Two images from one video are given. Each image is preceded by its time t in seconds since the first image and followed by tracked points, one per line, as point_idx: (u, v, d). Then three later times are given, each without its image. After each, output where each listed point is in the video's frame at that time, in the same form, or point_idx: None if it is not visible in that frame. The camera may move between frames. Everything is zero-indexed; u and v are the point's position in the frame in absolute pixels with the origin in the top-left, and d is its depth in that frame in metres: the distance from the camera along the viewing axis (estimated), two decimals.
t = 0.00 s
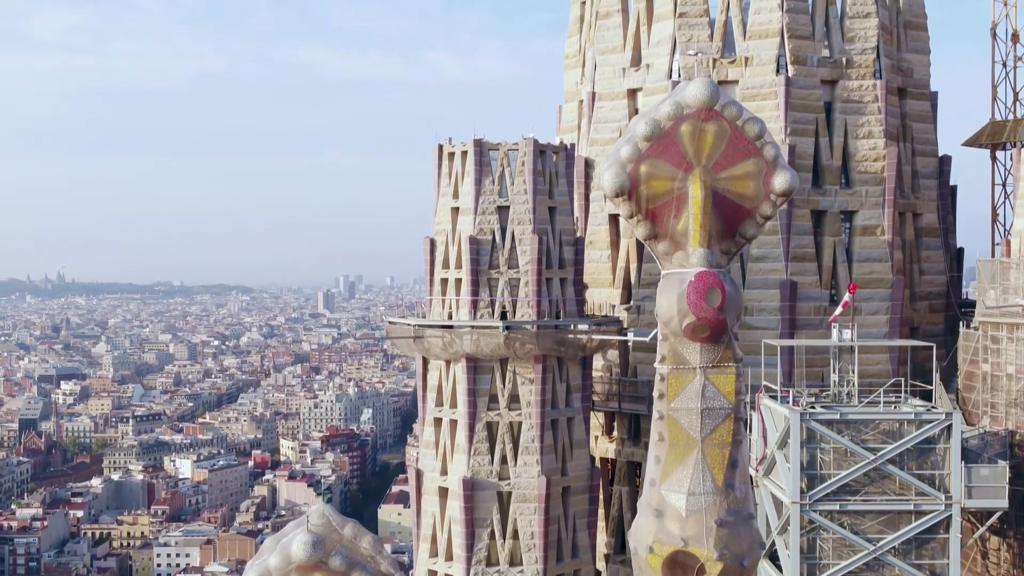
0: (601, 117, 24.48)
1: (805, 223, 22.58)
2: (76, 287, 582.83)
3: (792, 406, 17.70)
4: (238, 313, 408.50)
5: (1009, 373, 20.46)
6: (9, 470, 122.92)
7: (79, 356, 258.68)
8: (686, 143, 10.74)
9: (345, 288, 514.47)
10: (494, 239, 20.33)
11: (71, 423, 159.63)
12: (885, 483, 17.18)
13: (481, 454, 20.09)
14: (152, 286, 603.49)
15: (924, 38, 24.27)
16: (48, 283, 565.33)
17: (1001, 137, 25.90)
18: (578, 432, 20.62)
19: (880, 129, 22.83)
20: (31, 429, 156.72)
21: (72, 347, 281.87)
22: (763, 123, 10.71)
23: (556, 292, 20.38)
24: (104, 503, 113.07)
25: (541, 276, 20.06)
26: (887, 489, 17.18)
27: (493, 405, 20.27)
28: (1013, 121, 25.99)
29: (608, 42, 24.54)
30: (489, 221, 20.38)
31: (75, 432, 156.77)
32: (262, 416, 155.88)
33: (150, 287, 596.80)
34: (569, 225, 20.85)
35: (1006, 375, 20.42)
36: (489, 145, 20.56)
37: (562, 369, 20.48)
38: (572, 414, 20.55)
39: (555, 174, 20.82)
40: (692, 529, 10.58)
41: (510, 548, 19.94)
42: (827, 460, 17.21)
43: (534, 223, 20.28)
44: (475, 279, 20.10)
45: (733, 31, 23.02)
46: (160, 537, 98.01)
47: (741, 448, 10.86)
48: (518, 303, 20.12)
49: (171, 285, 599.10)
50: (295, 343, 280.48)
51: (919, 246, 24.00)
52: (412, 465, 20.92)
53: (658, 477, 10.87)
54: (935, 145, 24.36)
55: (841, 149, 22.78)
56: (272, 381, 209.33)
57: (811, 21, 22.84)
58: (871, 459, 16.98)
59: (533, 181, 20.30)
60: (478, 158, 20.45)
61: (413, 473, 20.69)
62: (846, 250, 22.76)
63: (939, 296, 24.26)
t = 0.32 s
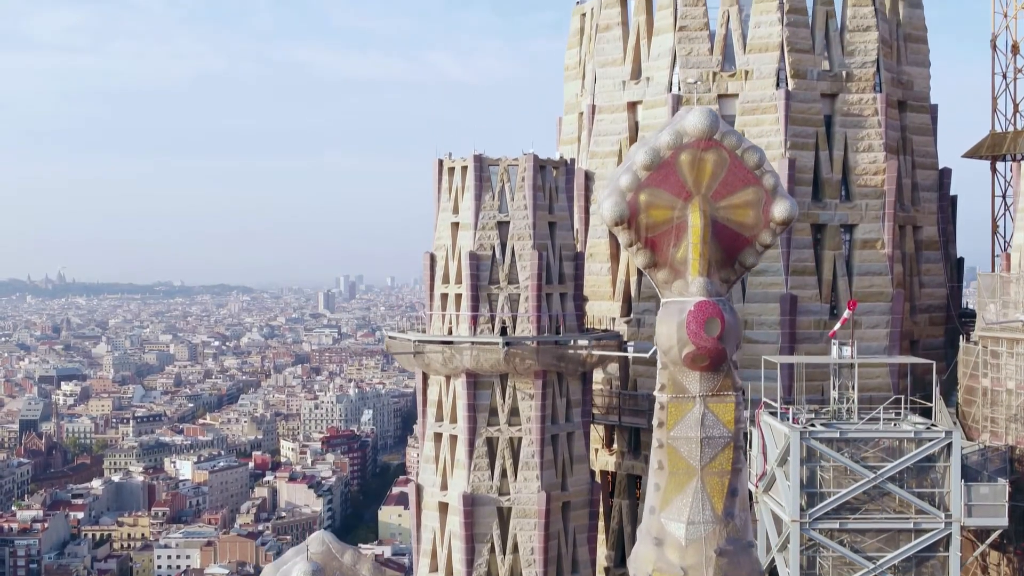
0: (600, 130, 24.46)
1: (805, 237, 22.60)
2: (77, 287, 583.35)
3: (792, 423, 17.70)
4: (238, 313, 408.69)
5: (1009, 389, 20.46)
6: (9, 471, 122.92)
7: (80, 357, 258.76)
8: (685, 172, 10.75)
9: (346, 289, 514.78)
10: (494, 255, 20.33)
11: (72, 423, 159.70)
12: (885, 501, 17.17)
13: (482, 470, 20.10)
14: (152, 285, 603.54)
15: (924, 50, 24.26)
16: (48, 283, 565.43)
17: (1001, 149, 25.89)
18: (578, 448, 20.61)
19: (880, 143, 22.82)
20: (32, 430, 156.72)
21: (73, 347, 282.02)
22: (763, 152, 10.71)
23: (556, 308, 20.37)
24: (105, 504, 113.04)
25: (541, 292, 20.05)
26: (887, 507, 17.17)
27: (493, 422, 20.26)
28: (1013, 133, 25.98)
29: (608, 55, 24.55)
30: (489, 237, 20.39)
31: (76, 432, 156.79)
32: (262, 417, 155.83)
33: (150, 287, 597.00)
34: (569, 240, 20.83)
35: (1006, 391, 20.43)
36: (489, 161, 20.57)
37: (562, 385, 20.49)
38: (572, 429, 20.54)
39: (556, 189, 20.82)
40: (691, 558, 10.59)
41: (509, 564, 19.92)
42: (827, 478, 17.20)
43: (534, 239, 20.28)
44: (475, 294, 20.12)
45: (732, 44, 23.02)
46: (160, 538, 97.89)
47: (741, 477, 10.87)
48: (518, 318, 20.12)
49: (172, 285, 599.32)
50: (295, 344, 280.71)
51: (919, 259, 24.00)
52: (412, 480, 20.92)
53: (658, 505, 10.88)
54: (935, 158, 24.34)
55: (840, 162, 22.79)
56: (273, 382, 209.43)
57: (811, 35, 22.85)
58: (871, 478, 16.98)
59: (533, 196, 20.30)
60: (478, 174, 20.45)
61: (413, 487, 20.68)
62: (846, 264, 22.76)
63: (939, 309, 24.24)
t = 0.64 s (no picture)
0: (600, 143, 24.47)
1: (805, 250, 22.57)
2: (77, 288, 583.34)
3: (792, 441, 17.69)
4: (239, 313, 408.75)
5: (1008, 405, 20.46)
6: (10, 473, 122.94)
7: (80, 357, 258.76)
8: (685, 202, 10.76)
9: (346, 290, 514.81)
10: (494, 270, 20.35)
11: (73, 425, 159.76)
12: (885, 519, 17.21)
13: (482, 486, 20.11)
14: (153, 285, 603.56)
15: (924, 63, 24.27)
16: (49, 283, 565.68)
17: (1002, 161, 25.88)
18: (578, 463, 20.61)
19: (880, 156, 22.83)
20: (33, 432, 156.73)
21: (74, 347, 282.06)
22: (763, 181, 10.73)
23: (556, 323, 20.38)
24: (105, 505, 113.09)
25: (541, 307, 20.08)
26: (887, 525, 17.21)
27: (493, 437, 20.27)
28: (1013, 145, 26.00)
29: (608, 68, 24.56)
30: (489, 252, 20.39)
31: (77, 433, 156.81)
32: (263, 418, 155.76)
33: (151, 287, 596.78)
34: (569, 255, 20.85)
35: (1006, 407, 20.42)
36: (489, 176, 20.58)
37: (562, 401, 20.52)
38: (572, 444, 20.54)
39: (555, 205, 20.82)
40: None
41: None
42: (827, 496, 17.24)
43: (534, 254, 20.31)
44: (475, 310, 20.13)
45: (733, 58, 23.02)
46: (161, 540, 97.74)
47: (741, 506, 10.87)
48: (518, 334, 20.13)
49: (172, 285, 599.25)
50: (296, 345, 280.76)
51: (919, 272, 23.99)
52: (411, 494, 20.92)
53: (658, 533, 10.87)
54: (935, 170, 24.36)
55: (841, 176, 22.79)
56: (273, 383, 209.43)
57: (811, 49, 22.87)
58: (871, 496, 16.99)
59: (533, 212, 20.33)
60: (478, 190, 20.45)
61: (413, 502, 20.68)
62: (846, 278, 22.77)
63: (939, 322, 24.24)
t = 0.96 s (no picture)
0: (600, 155, 24.47)
1: (806, 264, 22.56)
2: (78, 288, 583.16)
3: (792, 459, 17.68)
4: (239, 313, 408.70)
5: (1009, 420, 20.47)
6: (11, 474, 122.90)
7: (81, 358, 258.66)
8: (685, 230, 11.52)
9: (347, 291, 514.84)
10: (494, 285, 20.34)
11: (73, 425, 159.80)
12: (885, 537, 17.20)
13: (482, 501, 20.11)
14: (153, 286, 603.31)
15: (924, 76, 24.27)
16: (49, 283, 565.59)
17: (1002, 173, 25.87)
18: (578, 478, 20.61)
19: (880, 170, 22.84)
20: (33, 433, 156.68)
21: (74, 347, 282.00)
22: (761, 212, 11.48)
23: (556, 338, 20.39)
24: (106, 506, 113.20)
25: (541, 323, 20.07)
26: (887, 544, 17.20)
27: (493, 453, 20.28)
28: (1014, 157, 26.00)
29: (609, 81, 24.57)
30: (489, 268, 20.37)
31: (77, 434, 156.82)
32: (263, 418, 155.75)
33: (151, 287, 596.40)
34: (569, 270, 20.87)
35: (1006, 422, 20.44)
36: (489, 192, 20.59)
37: (562, 416, 20.50)
38: (572, 460, 20.55)
39: (556, 219, 20.84)
40: None
41: None
42: (827, 515, 17.24)
43: (534, 270, 20.30)
44: (475, 325, 20.14)
45: (733, 71, 23.03)
46: (161, 541, 97.67)
47: (738, 532, 11.70)
48: (518, 350, 20.14)
49: (173, 285, 598.85)
50: (297, 345, 280.68)
51: (919, 285, 24.00)
52: (411, 509, 20.93)
53: (659, 559, 11.69)
54: (935, 184, 24.35)
55: (840, 191, 22.80)
56: (274, 383, 209.28)
57: (811, 62, 22.87)
58: (871, 515, 16.98)
59: (533, 228, 20.34)
60: (478, 206, 20.46)
61: (413, 517, 20.68)
62: (846, 292, 22.77)
63: (939, 335, 24.23)
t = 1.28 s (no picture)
0: (601, 169, 24.49)
1: (805, 278, 22.57)
2: (78, 288, 582.95)
3: (792, 477, 17.66)
4: (240, 313, 408.41)
5: (1008, 436, 20.45)
6: (11, 475, 122.79)
7: (81, 358, 258.48)
8: (685, 262, 13.04)
9: (348, 291, 514.57)
10: (495, 301, 20.37)
11: (75, 426, 159.99)
12: (885, 556, 17.22)
13: (483, 517, 20.12)
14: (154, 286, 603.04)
15: (925, 90, 24.29)
16: (49, 283, 565.74)
17: (1003, 185, 25.88)
18: (578, 494, 20.61)
19: (881, 184, 22.85)
20: (33, 433, 156.60)
21: (75, 348, 281.75)
22: (758, 244, 12.97)
23: (557, 354, 20.42)
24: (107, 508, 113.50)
25: (542, 339, 20.10)
26: (887, 562, 17.22)
27: (494, 468, 20.29)
28: (1015, 169, 26.00)
29: (609, 94, 24.57)
30: (490, 284, 20.40)
31: (78, 436, 156.95)
32: (264, 419, 155.66)
33: (152, 287, 595.92)
34: (570, 285, 20.90)
35: (1006, 438, 20.40)
36: (489, 208, 20.60)
37: (562, 431, 20.51)
38: (573, 475, 20.54)
39: (556, 234, 20.84)
40: None
41: None
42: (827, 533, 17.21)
43: (535, 286, 20.31)
44: (476, 341, 20.16)
45: (733, 84, 23.04)
46: (161, 543, 97.61)
47: (739, 564, 13.23)
48: (519, 365, 20.15)
49: (174, 286, 598.70)
50: (298, 345, 280.60)
51: (919, 299, 24.00)
52: (411, 524, 20.93)
53: None
54: (936, 197, 24.35)
55: (842, 205, 22.79)
56: (274, 383, 209.06)
57: (812, 77, 22.87)
58: (871, 534, 16.96)
59: (534, 244, 20.35)
60: (479, 222, 20.48)
61: (413, 533, 20.67)
62: (847, 305, 22.79)
63: (939, 348, 24.23)
